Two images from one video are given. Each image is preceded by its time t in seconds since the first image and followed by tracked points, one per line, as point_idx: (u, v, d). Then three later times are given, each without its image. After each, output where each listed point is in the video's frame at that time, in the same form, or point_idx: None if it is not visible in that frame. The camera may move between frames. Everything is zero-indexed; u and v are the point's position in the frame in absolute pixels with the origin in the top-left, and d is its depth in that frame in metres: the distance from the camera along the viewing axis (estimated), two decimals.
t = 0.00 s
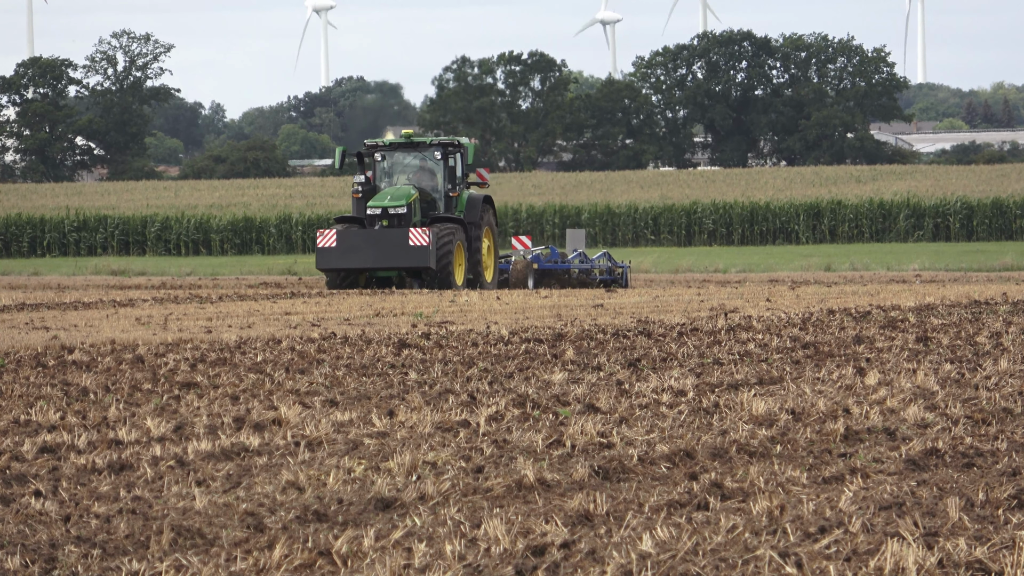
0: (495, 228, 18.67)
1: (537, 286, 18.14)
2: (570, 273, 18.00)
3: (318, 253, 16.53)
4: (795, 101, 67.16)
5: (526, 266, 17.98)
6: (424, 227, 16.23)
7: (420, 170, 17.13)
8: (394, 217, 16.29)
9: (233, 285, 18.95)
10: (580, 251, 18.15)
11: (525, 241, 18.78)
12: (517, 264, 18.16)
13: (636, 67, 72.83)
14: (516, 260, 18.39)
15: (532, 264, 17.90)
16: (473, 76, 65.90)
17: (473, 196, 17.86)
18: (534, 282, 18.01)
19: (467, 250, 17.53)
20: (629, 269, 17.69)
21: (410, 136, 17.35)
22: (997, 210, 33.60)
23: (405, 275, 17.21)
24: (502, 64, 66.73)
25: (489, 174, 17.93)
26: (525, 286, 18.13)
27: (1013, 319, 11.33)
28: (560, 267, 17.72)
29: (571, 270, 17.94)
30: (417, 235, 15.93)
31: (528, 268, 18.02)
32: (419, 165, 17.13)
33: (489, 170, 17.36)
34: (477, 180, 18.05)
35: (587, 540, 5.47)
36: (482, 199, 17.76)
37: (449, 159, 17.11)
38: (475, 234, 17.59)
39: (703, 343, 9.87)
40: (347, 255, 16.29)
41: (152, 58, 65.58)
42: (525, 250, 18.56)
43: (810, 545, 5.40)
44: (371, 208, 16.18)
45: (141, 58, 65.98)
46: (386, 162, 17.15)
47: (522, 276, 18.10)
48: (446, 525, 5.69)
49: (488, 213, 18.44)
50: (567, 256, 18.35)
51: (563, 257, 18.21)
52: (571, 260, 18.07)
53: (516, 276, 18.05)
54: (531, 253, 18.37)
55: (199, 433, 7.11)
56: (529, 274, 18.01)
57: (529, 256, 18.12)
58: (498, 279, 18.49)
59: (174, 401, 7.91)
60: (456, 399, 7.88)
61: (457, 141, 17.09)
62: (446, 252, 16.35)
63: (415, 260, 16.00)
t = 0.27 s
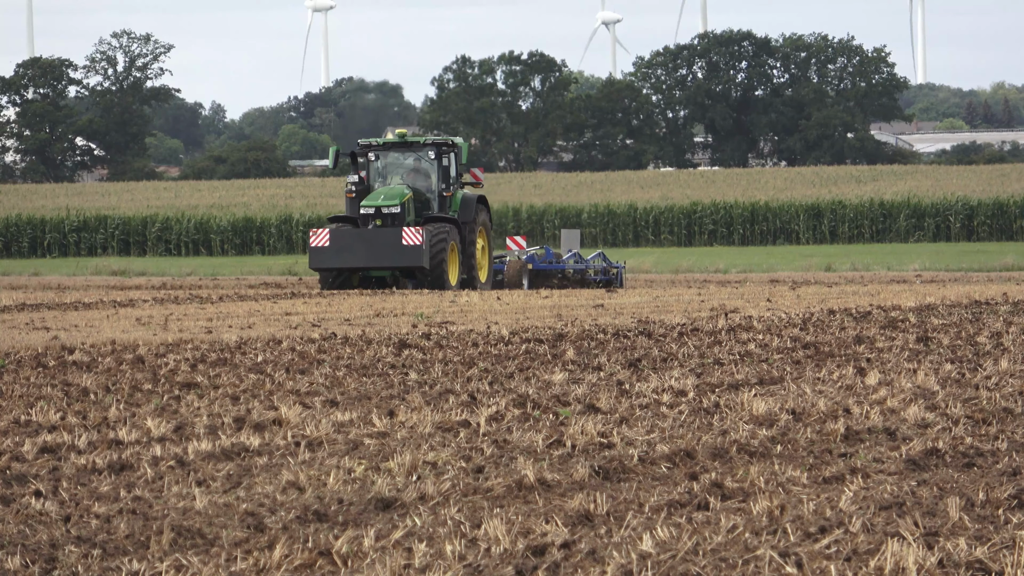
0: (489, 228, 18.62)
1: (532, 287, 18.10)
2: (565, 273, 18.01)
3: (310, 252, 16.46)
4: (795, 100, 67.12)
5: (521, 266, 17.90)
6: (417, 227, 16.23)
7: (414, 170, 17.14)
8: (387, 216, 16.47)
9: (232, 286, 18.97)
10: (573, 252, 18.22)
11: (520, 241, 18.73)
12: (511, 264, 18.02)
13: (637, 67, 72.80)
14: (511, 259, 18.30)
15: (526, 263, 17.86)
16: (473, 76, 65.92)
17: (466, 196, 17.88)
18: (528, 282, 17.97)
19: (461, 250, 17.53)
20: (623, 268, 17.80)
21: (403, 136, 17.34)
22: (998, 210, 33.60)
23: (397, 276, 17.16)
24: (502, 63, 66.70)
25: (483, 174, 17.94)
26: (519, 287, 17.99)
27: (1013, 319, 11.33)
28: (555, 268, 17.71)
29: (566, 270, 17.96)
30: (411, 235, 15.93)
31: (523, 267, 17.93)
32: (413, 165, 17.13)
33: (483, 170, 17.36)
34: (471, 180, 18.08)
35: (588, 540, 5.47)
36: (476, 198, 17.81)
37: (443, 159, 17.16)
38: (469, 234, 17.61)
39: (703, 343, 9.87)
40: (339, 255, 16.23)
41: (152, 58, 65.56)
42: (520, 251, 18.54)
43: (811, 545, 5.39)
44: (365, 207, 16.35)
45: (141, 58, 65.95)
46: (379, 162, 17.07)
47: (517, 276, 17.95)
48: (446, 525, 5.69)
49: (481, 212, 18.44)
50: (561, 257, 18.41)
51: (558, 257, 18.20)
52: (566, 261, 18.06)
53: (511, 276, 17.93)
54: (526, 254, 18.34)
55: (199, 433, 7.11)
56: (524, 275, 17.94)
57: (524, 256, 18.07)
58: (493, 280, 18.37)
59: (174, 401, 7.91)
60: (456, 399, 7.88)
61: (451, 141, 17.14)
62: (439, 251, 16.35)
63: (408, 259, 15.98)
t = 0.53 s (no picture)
0: (481, 228, 18.54)
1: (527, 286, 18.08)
2: (558, 272, 18.12)
3: (303, 252, 16.44)
4: (795, 100, 67.09)
5: (513, 266, 17.85)
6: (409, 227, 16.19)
7: (406, 170, 17.15)
8: (379, 216, 16.41)
9: (232, 285, 18.98)
10: (566, 252, 18.29)
11: (513, 241, 18.68)
12: (503, 264, 17.97)
13: (637, 67, 72.80)
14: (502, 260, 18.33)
15: (519, 263, 17.81)
16: (473, 76, 65.93)
17: (460, 196, 17.83)
18: (521, 282, 17.93)
19: (453, 250, 17.47)
20: (617, 269, 17.88)
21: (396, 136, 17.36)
22: (998, 210, 33.60)
23: (391, 276, 17.12)
24: (502, 63, 66.69)
25: (476, 173, 17.92)
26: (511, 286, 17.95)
27: (1013, 319, 11.33)
28: (548, 267, 17.75)
29: (558, 270, 18.07)
30: (402, 234, 15.89)
31: (515, 267, 17.89)
32: (405, 164, 17.15)
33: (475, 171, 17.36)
34: (464, 180, 18.03)
35: (588, 539, 5.47)
36: (469, 198, 17.74)
37: (435, 159, 17.15)
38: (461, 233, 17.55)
39: (703, 343, 9.87)
40: (332, 254, 16.21)
41: (152, 57, 65.52)
42: (512, 251, 18.49)
43: (811, 544, 5.40)
44: (357, 207, 16.32)
45: (141, 58, 65.91)
46: (371, 162, 17.17)
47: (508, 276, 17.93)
48: (446, 525, 5.69)
49: (474, 212, 18.37)
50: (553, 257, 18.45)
51: (551, 256, 18.26)
52: (558, 260, 18.13)
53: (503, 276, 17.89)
54: (519, 253, 18.28)
55: (200, 433, 7.10)
56: (517, 274, 17.88)
57: (517, 256, 18.03)
58: (485, 280, 18.39)
59: (174, 401, 7.91)
60: (456, 399, 7.88)
61: (443, 141, 17.13)
62: (432, 251, 16.30)
63: (400, 259, 15.95)
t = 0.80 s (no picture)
0: (475, 229, 18.58)
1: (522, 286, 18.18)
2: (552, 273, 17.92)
3: (295, 254, 16.42)
4: (795, 101, 67.10)
5: (507, 266, 17.85)
6: (402, 228, 16.24)
7: (400, 170, 17.13)
8: (372, 217, 16.42)
9: (232, 286, 18.99)
10: (561, 251, 18.16)
11: (506, 241, 18.71)
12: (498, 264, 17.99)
13: (637, 68, 72.84)
14: (497, 261, 18.29)
15: (513, 263, 17.79)
16: (472, 77, 65.91)
17: (453, 197, 17.86)
18: (516, 282, 17.92)
19: (447, 251, 17.50)
20: (611, 270, 17.80)
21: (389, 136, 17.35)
22: (998, 210, 33.62)
23: (383, 277, 17.12)
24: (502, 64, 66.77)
25: (469, 174, 17.97)
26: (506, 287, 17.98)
27: (1013, 320, 11.36)
28: (542, 268, 17.68)
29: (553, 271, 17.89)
30: (396, 236, 15.93)
31: (509, 267, 17.88)
32: (399, 165, 17.13)
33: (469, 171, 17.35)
34: (457, 181, 18.10)
35: (588, 540, 5.47)
36: (462, 199, 17.79)
37: (429, 159, 17.19)
38: (455, 234, 17.58)
39: (703, 344, 9.88)
40: (324, 256, 16.20)
41: (152, 58, 65.56)
42: (506, 252, 18.51)
43: (811, 545, 5.40)
44: (350, 208, 16.29)
45: (141, 59, 65.94)
46: (365, 162, 17.08)
47: (503, 276, 17.95)
48: (446, 526, 5.69)
49: (467, 213, 18.40)
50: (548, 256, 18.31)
51: (545, 257, 18.10)
52: (553, 261, 17.99)
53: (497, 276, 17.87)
54: (513, 254, 18.27)
55: (200, 434, 7.11)
56: (511, 274, 17.88)
57: (511, 257, 18.01)
58: (479, 279, 18.47)
59: (175, 401, 7.92)
60: (456, 399, 7.89)
61: (436, 141, 17.20)
62: (425, 252, 16.37)
63: (394, 261, 15.99)
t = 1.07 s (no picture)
0: (468, 228, 18.53)
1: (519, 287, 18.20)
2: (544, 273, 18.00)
3: (287, 254, 16.39)
4: (794, 101, 67.09)
5: (499, 266, 17.84)
6: (394, 228, 16.22)
7: (392, 170, 17.16)
8: (365, 217, 16.38)
9: (231, 287, 18.99)
10: (554, 252, 18.23)
11: (499, 241, 18.70)
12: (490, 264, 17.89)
13: (637, 68, 72.85)
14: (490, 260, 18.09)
15: (506, 263, 17.83)
16: (472, 78, 65.83)
17: (445, 197, 17.86)
18: (508, 282, 17.90)
19: (439, 251, 17.48)
20: (604, 269, 17.87)
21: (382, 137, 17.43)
22: (998, 211, 33.63)
23: (375, 277, 17.10)
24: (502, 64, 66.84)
25: (461, 174, 17.97)
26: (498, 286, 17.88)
27: (1012, 320, 11.37)
28: (535, 268, 17.74)
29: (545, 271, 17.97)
30: (387, 236, 15.91)
31: (501, 267, 17.87)
32: (391, 164, 17.17)
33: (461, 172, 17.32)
34: (450, 180, 18.10)
35: (588, 541, 5.48)
36: (455, 199, 17.77)
37: (421, 159, 17.19)
38: (447, 234, 17.55)
39: (703, 344, 9.89)
40: (316, 256, 16.18)
41: (151, 59, 65.55)
42: (498, 252, 18.51)
43: (811, 545, 5.40)
44: (342, 208, 16.28)
45: (141, 59, 65.93)
46: (357, 162, 17.15)
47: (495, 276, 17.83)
48: (446, 526, 5.69)
49: (460, 213, 18.38)
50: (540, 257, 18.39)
51: (537, 257, 18.16)
52: (545, 261, 18.06)
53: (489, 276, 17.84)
54: (505, 254, 18.28)
55: (200, 434, 7.11)
56: (503, 274, 17.85)
57: (503, 257, 18.03)
58: (469, 280, 18.35)
59: (175, 402, 7.92)
60: (456, 400, 7.90)
61: (428, 141, 17.19)
62: (417, 252, 16.35)
63: (385, 261, 15.97)
